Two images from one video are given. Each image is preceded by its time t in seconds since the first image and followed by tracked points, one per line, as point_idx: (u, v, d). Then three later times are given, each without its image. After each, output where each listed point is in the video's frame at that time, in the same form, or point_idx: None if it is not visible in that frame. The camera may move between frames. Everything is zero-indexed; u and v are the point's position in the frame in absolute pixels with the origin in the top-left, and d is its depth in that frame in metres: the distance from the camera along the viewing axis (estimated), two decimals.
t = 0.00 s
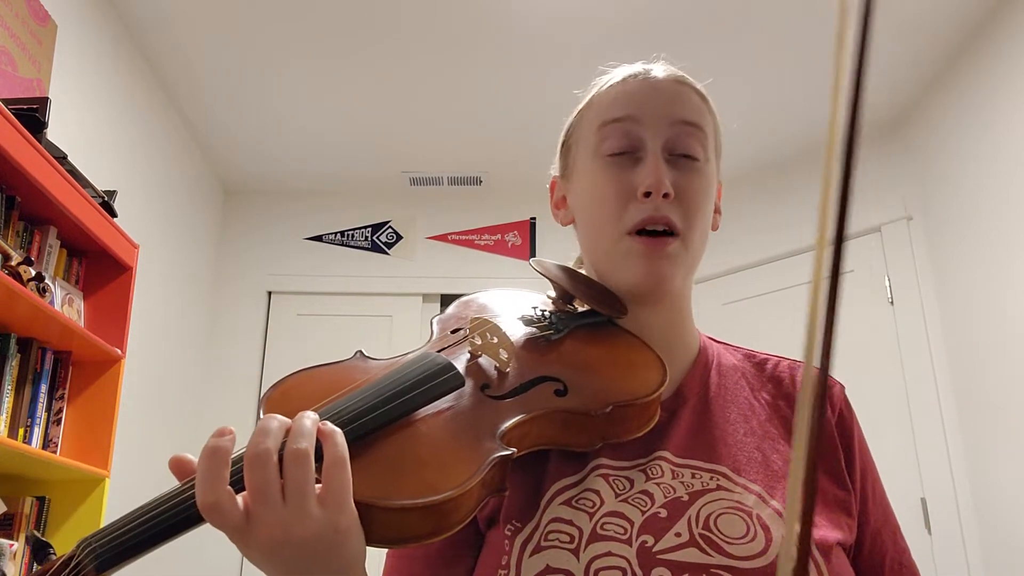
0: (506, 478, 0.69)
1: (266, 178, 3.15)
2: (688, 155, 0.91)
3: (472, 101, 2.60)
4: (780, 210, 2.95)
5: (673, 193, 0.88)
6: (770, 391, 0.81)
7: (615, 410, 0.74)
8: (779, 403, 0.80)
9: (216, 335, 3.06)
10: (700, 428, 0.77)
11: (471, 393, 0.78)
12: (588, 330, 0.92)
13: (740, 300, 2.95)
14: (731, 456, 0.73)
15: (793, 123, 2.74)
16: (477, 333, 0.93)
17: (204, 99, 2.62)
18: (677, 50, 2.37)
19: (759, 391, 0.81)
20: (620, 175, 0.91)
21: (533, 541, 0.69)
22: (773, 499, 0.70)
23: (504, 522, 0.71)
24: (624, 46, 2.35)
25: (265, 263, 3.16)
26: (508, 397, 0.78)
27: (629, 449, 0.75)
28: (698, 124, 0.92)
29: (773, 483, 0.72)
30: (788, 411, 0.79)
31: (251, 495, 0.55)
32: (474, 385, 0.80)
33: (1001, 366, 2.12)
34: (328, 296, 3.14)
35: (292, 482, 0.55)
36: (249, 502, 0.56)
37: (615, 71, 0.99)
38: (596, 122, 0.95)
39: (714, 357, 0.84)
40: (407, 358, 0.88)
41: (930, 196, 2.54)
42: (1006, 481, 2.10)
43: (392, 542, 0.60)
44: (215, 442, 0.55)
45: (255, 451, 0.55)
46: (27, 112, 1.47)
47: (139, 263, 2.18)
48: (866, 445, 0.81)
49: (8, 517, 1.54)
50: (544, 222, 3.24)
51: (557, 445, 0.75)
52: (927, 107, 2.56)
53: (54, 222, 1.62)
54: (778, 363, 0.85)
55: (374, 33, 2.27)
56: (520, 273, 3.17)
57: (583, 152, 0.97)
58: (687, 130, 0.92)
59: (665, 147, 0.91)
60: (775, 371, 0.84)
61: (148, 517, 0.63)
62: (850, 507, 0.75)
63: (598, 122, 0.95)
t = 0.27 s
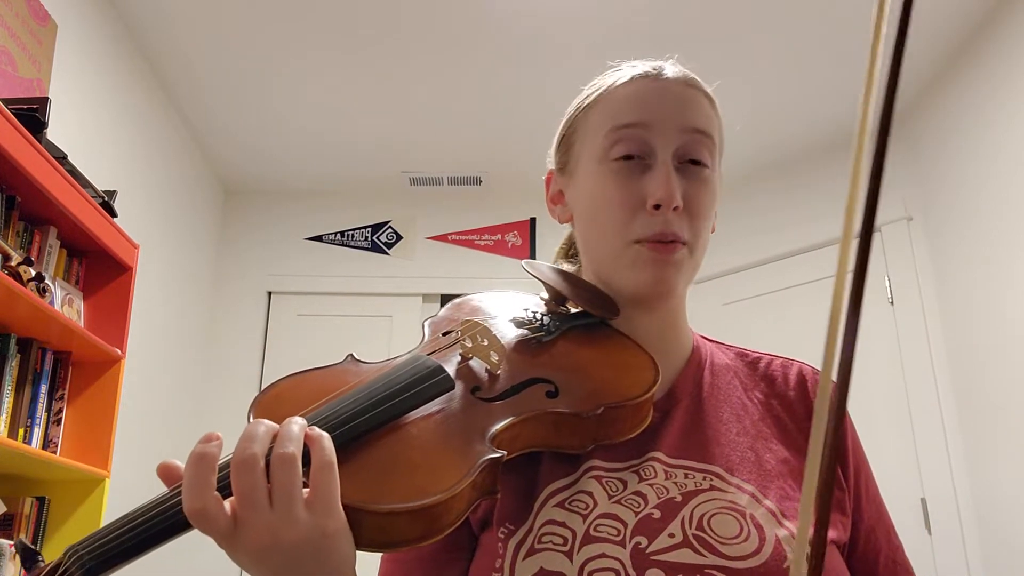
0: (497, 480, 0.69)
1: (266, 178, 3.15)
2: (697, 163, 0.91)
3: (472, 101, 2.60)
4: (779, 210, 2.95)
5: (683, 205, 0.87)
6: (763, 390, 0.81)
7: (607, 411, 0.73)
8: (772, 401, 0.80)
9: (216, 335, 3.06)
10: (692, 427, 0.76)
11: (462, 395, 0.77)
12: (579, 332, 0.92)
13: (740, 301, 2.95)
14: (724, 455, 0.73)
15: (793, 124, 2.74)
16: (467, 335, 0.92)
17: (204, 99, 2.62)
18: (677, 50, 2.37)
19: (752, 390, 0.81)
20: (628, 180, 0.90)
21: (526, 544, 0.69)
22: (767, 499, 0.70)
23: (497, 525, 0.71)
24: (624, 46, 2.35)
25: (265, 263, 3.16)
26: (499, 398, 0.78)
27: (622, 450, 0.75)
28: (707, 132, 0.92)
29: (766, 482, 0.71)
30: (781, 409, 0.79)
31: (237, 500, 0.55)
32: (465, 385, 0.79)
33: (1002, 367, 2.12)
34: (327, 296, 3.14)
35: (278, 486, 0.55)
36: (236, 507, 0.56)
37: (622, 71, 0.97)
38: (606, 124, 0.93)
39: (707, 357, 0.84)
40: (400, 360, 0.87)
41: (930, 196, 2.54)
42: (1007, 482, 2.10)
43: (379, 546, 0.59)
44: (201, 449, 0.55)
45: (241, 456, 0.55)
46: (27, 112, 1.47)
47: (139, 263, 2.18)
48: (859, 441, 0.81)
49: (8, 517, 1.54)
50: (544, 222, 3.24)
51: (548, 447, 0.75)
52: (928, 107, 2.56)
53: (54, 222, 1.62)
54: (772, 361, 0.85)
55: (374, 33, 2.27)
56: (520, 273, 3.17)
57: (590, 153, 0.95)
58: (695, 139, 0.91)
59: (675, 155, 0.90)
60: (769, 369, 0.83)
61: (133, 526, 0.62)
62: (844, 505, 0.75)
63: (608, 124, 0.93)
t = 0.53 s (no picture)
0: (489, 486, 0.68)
1: (266, 177, 3.15)
2: (691, 167, 0.91)
3: (472, 101, 2.60)
4: (779, 209, 2.95)
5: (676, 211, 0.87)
6: (760, 388, 0.81)
7: (600, 413, 0.73)
8: (769, 399, 0.79)
9: (216, 335, 3.06)
10: (689, 427, 0.76)
11: (451, 402, 0.77)
12: (576, 333, 0.92)
13: (740, 300, 2.95)
14: (721, 456, 0.73)
15: (793, 124, 2.73)
16: (457, 340, 0.91)
17: (204, 98, 2.62)
18: (677, 50, 2.37)
19: (750, 388, 0.81)
20: (620, 184, 0.89)
21: (522, 550, 0.68)
22: (764, 500, 0.70)
23: (493, 530, 0.71)
24: (625, 46, 2.35)
25: (265, 263, 3.16)
26: (491, 403, 0.78)
27: (619, 454, 0.74)
28: (702, 135, 0.91)
29: (763, 483, 0.71)
30: (779, 408, 0.79)
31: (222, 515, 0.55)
32: (456, 389, 0.80)
33: (1001, 366, 2.12)
34: (327, 296, 3.14)
35: (262, 500, 0.55)
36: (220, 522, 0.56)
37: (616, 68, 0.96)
38: (600, 125, 0.92)
39: (704, 356, 0.84)
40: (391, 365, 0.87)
41: (929, 196, 2.54)
42: (1006, 481, 2.10)
43: (370, 556, 0.59)
44: (185, 464, 0.55)
45: (223, 471, 0.55)
46: (27, 112, 1.47)
47: (139, 262, 2.18)
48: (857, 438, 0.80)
49: (8, 517, 1.54)
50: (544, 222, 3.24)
51: (541, 451, 0.76)
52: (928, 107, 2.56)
53: (54, 222, 1.62)
54: (769, 358, 0.84)
55: (374, 33, 2.27)
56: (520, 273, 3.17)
57: (584, 153, 0.94)
58: (689, 141, 0.90)
59: (669, 159, 0.89)
60: (766, 367, 0.83)
61: (109, 549, 0.61)
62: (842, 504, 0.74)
63: (602, 126, 0.92)
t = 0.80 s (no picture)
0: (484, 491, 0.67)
1: (265, 177, 3.14)
2: (685, 150, 0.91)
3: (472, 102, 2.61)
4: (780, 208, 2.95)
5: (672, 192, 0.87)
6: (762, 386, 0.81)
7: (598, 413, 0.73)
8: (771, 397, 0.79)
9: (216, 335, 3.06)
10: (690, 426, 0.76)
11: (445, 403, 0.76)
12: (573, 328, 0.92)
13: (740, 300, 2.95)
14: (722, 455, 0.73)
15: (793, 124, 2.73)
16: (453, 338, 0.90)
17: (204, 98, 2.62)
18: (677, 50, 2.36)
19: (751, 386, 0.81)
20: (615, 169, 0.89)
21: (520, 554, 0.68)
22: (766, 501, 0.70)
23: (490, 534, 0.71)
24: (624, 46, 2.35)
25: (265, 263, 3.16)
26: (488, 403, 0.77)
27: (618, 455, 0.74)
28: (694, 118, 0.91)
29: (765, 483, 0.71)
30: (781, 405, 0.79)
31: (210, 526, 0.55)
32: (452, 389, 0.79)
33: (1001, 366, 2.12)
34: (327, 296, 3.14)
35: (251, 509, 0.55)
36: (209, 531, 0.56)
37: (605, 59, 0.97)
38: (591, 113, 0.93)
39: (705, 351, 0.84)
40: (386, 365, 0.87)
41: (929, 196, 2.54)
42: (1006, 481, 2.10)
43: (366, 562, 0.59)
44: (171, 474, 0.55)
45: (211, 481, 0.55)
46: (27, 112, 1.47)
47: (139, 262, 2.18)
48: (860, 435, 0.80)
49: (8, 517, 1.54)
50: (544, 222, 3.24)
51: (539, 451, 0.75)
52: (928, 107, 2.56)
53: (54, 222, 1.61)
54: (771, 354, 0.84)
55: (374, 34, 2.27)
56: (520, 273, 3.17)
57: (577, 143, 0.94)
58: (681, 125, 0.91)
59: (662, 142, 0.89)
60: (768, 363, 0.83)
61: (106, 553, 0.61)
62: (844, 503, 0.75)
63: (593, 113, 0.92)
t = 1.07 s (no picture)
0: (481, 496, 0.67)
1: (265, 177, 3.14)
2: (675, 129, 0.91)
3: (472, 102, 2.61)
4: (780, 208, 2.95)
5: (660, 164, 0.87)
6: (764, 381, 0.81)
7: (597, 412, 0.72)
8: (773, 392, 0.79)
9: (216, 335, 3.06)
10: (692, 422, 0.76)
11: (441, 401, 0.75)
12: (568, 324, 0.91)
13: (740, 300, 2.95)
14: (724, 452, 0.73)
15: (793, 124, 2.73)
16: (447, 336, 0.89)
17: (205, 99, 2.62)
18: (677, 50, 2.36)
19: (753, 380, 0.81)
20: (604, 148, 0.91)
21: (518, 555, 0.68)
22: (768, 499, 0.70)
23: (488, 535, 0.71)
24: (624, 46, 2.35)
25: (265, 263, 3.16)
26: (484, 402, 0.76)
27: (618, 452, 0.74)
28: (683, 99, 0.92)
29: (766, 480, 0.71)
30: (783, 401, 0.79)
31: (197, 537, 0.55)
32: (445, 386, 0.78)
33: (1001, 366, 2.12)
34: (327, 296, 3.14)
35: (237, 518, 0.55)
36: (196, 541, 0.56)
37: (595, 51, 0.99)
38: (580, 97, 0.95)
39: (707, 343, 0.84)
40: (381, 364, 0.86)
41: (929, 196, 2.54)
42: (1006, 482, 2.10)
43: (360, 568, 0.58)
44: (156, 483, 0.55)
45: (198, 491, 0.55)
46: (27, 112, 1.47)
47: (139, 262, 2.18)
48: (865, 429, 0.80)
49: (8, 517, 1.54)
50: (544, 222, 3.24)
51: (538, 451, 0.74)
52: (928, 107, 2.56)
53: (54, 222, 1.61)
54: (773, 347, 0.84)
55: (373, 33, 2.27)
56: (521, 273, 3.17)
57: (568, 128, 0.96)
58: (670, 105, 0.92)
59: (651, 120, 0.91)
60: (770, 356, 0.83)
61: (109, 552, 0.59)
62: (849, 498, 0.75)
63: (582, 97, 0.94)
